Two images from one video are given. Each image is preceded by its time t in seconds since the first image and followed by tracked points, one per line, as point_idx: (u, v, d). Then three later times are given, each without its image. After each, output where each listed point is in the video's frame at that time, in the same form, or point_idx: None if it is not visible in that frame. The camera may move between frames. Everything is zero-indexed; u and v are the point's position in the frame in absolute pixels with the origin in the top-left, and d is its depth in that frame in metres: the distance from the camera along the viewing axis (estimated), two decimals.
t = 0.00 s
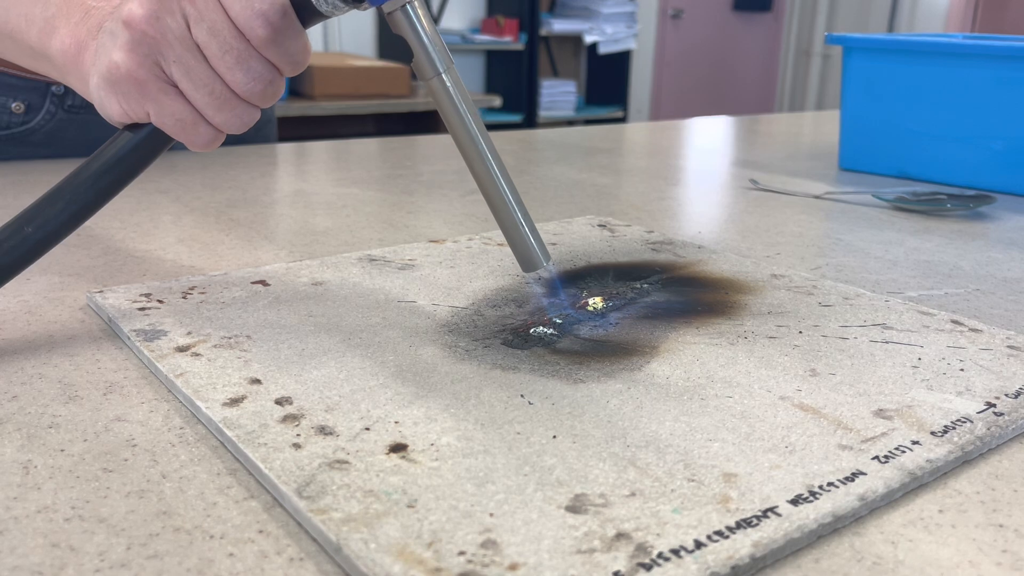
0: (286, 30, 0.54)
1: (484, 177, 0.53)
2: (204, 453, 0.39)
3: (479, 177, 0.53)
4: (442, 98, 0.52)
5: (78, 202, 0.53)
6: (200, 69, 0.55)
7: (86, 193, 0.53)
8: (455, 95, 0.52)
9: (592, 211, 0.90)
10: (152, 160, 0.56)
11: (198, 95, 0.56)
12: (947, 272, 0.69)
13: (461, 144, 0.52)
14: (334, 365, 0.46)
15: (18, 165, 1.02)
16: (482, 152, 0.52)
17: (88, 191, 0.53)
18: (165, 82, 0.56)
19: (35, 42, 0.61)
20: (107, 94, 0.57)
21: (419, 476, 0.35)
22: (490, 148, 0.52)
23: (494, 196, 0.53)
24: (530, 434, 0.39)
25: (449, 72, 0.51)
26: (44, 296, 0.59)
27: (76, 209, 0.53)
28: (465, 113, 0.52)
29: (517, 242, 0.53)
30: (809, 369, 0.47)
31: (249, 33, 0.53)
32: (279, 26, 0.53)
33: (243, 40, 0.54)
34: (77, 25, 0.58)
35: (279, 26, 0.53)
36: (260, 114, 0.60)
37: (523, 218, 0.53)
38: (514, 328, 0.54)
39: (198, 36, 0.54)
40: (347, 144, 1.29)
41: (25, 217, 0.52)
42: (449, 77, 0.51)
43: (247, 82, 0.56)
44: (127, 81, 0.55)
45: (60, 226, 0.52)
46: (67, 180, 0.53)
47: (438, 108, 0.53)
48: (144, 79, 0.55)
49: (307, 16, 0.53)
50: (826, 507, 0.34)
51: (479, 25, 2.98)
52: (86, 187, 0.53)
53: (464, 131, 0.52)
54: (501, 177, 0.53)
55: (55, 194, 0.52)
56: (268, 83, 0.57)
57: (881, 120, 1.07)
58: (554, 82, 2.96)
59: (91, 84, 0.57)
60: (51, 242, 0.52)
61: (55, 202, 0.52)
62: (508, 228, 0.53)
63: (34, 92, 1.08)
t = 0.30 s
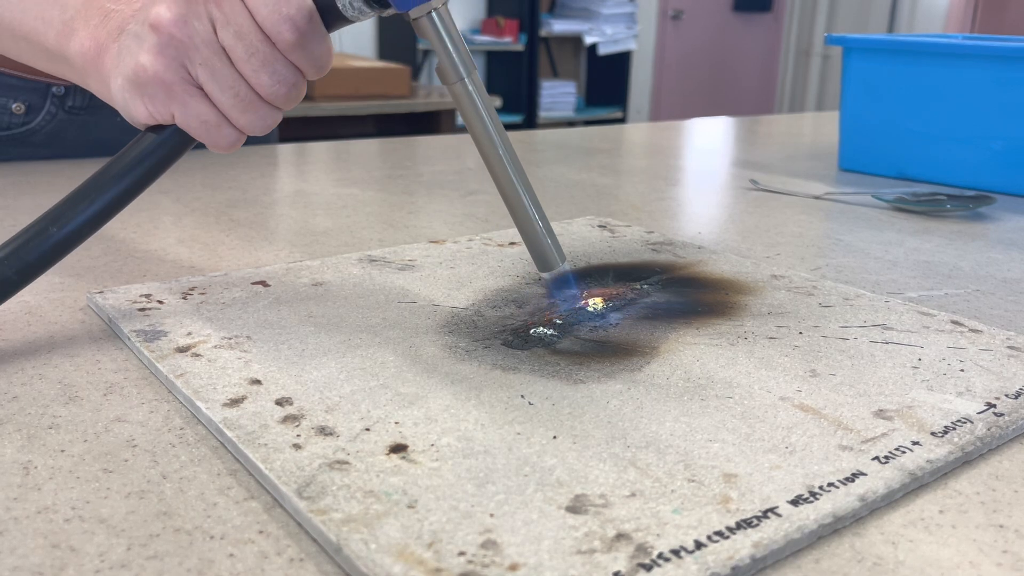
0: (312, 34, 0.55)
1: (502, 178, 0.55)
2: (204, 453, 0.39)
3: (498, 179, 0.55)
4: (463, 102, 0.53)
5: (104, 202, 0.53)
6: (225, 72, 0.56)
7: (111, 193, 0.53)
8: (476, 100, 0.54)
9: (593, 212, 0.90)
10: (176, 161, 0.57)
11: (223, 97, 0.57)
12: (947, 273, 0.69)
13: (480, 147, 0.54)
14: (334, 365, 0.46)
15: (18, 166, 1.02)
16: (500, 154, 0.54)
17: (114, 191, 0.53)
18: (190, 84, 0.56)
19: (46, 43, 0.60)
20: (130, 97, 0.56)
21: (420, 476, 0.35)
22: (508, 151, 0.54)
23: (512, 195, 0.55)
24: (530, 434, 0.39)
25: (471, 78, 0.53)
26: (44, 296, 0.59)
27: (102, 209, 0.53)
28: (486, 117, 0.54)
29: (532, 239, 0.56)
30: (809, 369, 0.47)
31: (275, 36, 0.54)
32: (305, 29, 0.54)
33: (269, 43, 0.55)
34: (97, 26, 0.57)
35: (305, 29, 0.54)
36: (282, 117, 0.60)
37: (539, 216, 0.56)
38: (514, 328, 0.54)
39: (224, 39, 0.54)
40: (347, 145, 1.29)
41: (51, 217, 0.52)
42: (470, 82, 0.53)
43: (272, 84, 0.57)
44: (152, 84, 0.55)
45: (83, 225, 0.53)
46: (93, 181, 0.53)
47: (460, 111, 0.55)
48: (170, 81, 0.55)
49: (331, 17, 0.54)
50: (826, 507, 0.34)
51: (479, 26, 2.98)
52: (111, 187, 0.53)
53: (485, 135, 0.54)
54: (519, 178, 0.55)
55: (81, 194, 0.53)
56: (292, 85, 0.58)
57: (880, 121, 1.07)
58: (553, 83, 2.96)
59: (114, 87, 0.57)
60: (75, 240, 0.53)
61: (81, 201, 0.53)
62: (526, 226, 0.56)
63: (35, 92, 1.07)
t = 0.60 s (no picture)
0: (337, 34, 0.56)
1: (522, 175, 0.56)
2: (204, 454, 0.39)
3: (518, 176, 0.56)
4: (485, 100, 0.55)
5: (129, 197, 0.54)
6: (251, 70, 0.57)
7: (136, 189, 0.54)
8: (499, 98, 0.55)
9: (592, 213, 0.90)
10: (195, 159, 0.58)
11: (248, 95, 0.58)
12: (946, 274, 0.69)
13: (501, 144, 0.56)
14: (334, 366, 0.46)
15: (17, 167, 1.02)
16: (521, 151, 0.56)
17: (139, 187, 0.54)
18: (216, 82, 0.57)
19: (63, 44, 0.63)
20: (155, 95, 0.58)
21: (419, 477, 0.35)
22: (527, 148, 0.56)
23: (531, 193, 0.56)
24: (529, 435, 0.39)
25: (493, 76, 0.55)
26: (43, 297, 0.59)
27: (128, 204, 0.53)
28: (508, 116, 0.55)
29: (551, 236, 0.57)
30: (809, 370, 0.47)
31: (302, 36, 0.56)
32: (330, 30, 0.56)
33: (294, 42, 0.56)
34: (115, 27, 0.60)
35: (331, 30, 0.56)
36: (304, 117, 0.62)
37: (557, 214, 0.57)
38: (513, 329, 0.54)
39: (251, 38, 0.56)
40: (347, 146, 1.29)
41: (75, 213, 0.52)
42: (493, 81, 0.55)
43: (297, 83, 0.58)
44: (179, 81, 0.56)
45: (108, 221, 0.53)
46: (116, 178, 0.54)
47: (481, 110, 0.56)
48: (197, 79, 0.56)
49: (355, 18, 0.56)
50: (825, 508, 0.34)
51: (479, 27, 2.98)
52: (136, 181, 0.54)
53: (506, 132, 0.55)
54: (538, 176, 0.56)
55: (105, 190, 0.53)
56: (316, 85, 0.59)
57: (880, 122, 1.07)
58: (553, 84, 2.96)
59: (138, 87, 0.58)
60: (99, 237, 0.53)
61: (106, 197, 0.53)
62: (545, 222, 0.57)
63: (35, 93, 1.07)
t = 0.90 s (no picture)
0: (354, 34, 0.56)
1: (535, 174, 0.57)
2: (204, 455, 0.39)
3: (531, 175, 0.57)
4: (500, 100, 0.56)
5: (144, 197, 0.53)
6: (268, 70, 0.58)
7: (152, 188, 0.53)
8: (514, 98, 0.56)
9: (592, 214, 0.90)
10: (212, 158, 0.58)
11: (265, 95, 0.58)
12: (946, 275, 0.69)
13: (515, 143, 0.57)
14: (333, 367, 0.46)
15: (17, 169, 1.02)
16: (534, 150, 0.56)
17: (154, 186, 0.53)
18: (232, 82, 0.58)
19: (75, 45, 0.64)
20: (172, 94, 0.58)
21: (418, 478, 0.35)
22: (541, 147, 0.57)
23: (543, 191, 0.57)
24: (529, 436, 0.39)
25: (508, 77, 0.55)
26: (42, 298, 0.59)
27: (143, 203, 0.53)
28: (522, 115, 0.56)
29: (562, 233, 0.58)
30: (809, 371, 0.47)
31: (318, 37, 0.56)
32: (347, 30, 0.56)
33: (311, 43, 0.57)
34: (129, 28, 0.61)
35: (347, 30, 0.56)
36: (318, 116, 0.62)
37: (569, 213, 0.57)
38: (513, 330, 0.54)
39: (267, 39, 0.56)
40: (347, 147, 1.29)
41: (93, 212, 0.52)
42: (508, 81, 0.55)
43: (313, 83, 0.59)
44: (195, 81, 0.57)
45: (124, 220, 0.53)
46: (132, 177, 0.53)
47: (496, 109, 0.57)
48: (214, 79, 0.57)
49: (371, 20, 0.56)
50: (825, 509, 0.34)
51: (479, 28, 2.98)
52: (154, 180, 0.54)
53: (520, 132, 0.56)
54: (551, 175, 0.57)
55: (121, 190, 0.53)
56: (332, 85, 0.60)
57: (880, 123, 1.07)
58: (553, 85, 2.96)
59: (154, 86, 0.59)
60: (116, 236, 0.52)
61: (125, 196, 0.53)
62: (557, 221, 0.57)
63: (34, 95, 1.08)
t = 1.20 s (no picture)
0: (377, 34, 0.57)
1: (552, 173, 0.57)
2: (204, 456, 0.39)
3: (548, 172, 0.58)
4: (520, 100, 0.56)
5: (166, 195, 0.53)
6: (290, 69, 0.58)
7: (175, 185, 0.53)
8: (534, 98, 0.56)
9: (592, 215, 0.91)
10: (233, 156, 0.58)
11: (287, 94, 0.59)
12: (946, 276, 0.70)
13: (534, 141, 0.57)
14: (333, 369, 0.46)
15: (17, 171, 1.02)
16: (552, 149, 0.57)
17: (177, 183, 0.54)
18: (255, 81, 0.58)
19: (93, 46, 0.64)
20: (193, 93, 0.58)
21: (418, 480, 0.35)
22: (560, 147, 0.57)
23: (561, 189, 0.57)
24: (529, 438, 0.39)
25: (528, 77, 0.55)
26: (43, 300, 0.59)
27: (166, 200, 0.53)
28: (541, 115, 0.56)
29: (579, 231, 0.58)
30: (809, 373, 0.47)
31: (342, 36, 0.56)
32: (371, 30, 0.56)
33: (334, 42, 0.57)
34: (149, 29, 0.61)
35: (371, 31, 0.57)
36: (338, 116, 0.63)
37: (586, 212, 0.58)
38: (513, 332, 0.54)
39: (291, 38, 0.57)
40: (346, 149, 1.29)
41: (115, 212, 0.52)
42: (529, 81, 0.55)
43: (335, 82, 0.59)
44: (219, 80, 0.57)
45: (146, 219, 0.53)
46: (154, 175, 0.54)
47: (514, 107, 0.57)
48: (237, 77, 0.57)
49: (394, 20, 0.56)
50: (825, 510, 0.34)
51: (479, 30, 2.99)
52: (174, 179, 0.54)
53: (539, 131, 0.57)
54: (570, 174, 0.57)
55: (144, 187, 0.53)
56: (353, 84, 0.60)
57: (880, 123, 1.07)
58: (553, 86, 2.97)
59: (176, 86, 0.58)
60: (139, 233, 0.52)
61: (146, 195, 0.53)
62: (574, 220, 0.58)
63: (35, 97, 1.08)
